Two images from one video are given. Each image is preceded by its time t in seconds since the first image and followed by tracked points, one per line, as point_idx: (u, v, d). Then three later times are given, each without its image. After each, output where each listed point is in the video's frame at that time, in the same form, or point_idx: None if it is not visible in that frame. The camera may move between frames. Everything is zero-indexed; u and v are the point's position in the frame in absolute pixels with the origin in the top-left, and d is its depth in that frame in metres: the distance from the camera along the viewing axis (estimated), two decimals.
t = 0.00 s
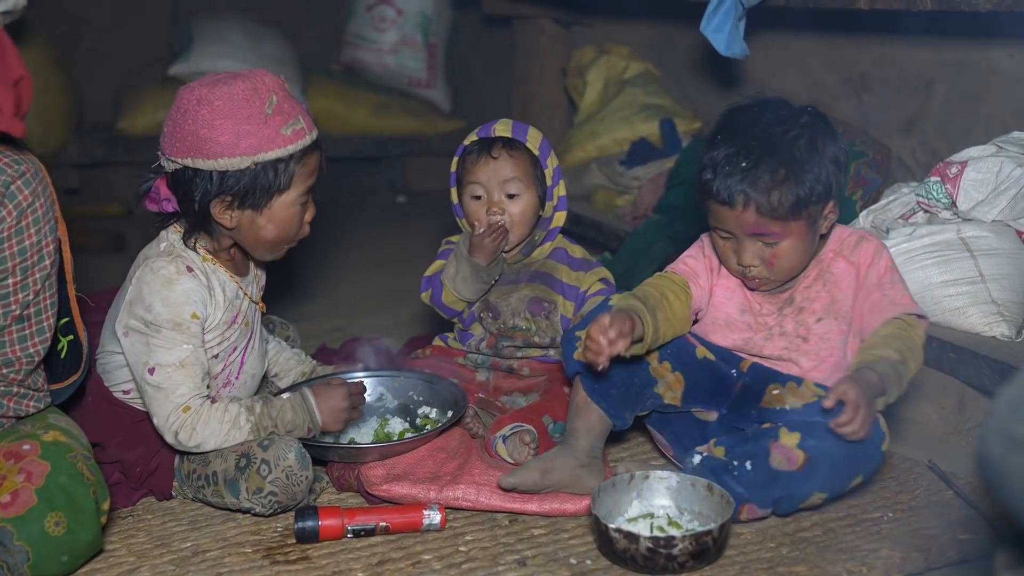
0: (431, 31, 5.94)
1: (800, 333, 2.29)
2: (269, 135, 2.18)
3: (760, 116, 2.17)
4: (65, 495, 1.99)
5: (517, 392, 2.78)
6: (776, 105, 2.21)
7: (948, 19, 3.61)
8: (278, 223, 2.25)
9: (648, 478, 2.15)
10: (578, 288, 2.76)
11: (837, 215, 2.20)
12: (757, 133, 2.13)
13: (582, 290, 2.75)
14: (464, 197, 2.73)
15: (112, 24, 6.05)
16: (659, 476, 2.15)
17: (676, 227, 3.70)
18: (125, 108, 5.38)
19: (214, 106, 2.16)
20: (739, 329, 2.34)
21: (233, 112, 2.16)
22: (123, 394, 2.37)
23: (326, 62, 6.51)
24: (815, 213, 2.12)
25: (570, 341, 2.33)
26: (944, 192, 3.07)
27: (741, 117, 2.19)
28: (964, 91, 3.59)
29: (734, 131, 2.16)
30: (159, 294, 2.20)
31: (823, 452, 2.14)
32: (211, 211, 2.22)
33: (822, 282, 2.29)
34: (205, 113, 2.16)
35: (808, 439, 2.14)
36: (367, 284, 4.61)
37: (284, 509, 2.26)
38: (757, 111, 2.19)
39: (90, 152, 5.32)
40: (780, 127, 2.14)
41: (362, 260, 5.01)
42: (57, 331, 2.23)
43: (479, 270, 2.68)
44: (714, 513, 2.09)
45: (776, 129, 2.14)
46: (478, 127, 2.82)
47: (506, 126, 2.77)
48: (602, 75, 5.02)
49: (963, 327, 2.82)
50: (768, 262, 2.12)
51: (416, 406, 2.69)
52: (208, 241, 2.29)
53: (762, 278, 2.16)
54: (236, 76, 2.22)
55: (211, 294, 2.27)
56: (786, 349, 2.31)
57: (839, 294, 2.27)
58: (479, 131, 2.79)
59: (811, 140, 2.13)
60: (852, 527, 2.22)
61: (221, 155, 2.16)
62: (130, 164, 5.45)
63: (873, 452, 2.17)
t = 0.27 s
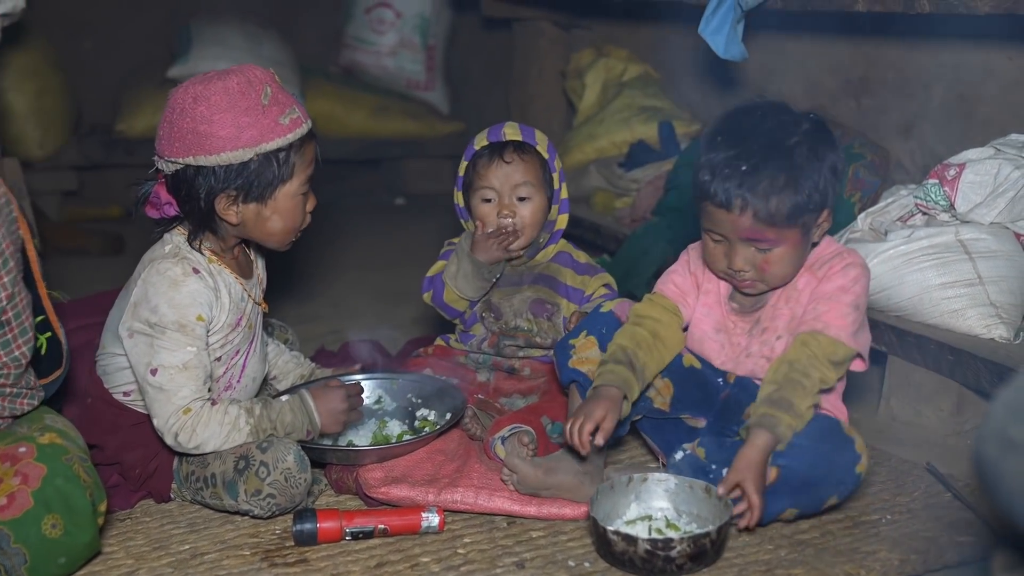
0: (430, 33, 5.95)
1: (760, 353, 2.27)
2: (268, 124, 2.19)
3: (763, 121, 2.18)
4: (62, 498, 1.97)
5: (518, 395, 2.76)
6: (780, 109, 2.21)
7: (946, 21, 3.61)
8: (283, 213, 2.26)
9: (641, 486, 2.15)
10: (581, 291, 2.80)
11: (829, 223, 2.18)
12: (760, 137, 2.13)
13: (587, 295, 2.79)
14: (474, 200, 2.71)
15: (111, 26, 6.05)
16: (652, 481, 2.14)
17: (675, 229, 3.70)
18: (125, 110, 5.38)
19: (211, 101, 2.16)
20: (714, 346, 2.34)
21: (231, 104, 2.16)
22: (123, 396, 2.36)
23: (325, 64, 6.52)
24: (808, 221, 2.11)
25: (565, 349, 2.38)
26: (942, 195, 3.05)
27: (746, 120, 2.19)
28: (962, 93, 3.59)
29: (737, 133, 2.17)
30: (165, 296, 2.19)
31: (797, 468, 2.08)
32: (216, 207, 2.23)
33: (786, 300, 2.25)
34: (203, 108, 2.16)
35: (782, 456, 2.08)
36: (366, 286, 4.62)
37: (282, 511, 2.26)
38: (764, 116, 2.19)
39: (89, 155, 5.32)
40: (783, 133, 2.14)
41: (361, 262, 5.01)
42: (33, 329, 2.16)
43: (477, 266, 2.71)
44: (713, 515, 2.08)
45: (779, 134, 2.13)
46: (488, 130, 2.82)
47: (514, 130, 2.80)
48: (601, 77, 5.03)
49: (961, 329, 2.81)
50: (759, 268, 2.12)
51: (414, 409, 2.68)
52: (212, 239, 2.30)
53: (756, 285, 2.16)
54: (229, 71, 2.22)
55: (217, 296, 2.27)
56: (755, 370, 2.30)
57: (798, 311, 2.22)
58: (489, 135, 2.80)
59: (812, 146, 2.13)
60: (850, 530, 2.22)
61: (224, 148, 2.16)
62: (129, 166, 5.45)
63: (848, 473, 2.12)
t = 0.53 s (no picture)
0: (429, 34, 5.95)
1: (749, 371, 2.21)
2: (266, 122, 2.19)
3: (744, 129, 2.09)
4: (55, 501, 1.97)
5: (515, 396, 2.80)
6: (760, 117, 2.13)
7: (945, 23, 3.61)
8: (283, 211, 2.26)
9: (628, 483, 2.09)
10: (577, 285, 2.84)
11: (827, 227, 2.10)
12: (738, 151, 2.05)
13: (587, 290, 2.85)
14: (476, 208, 2.73)
15: (110, 27, 6.05)
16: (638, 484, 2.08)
17: (673, 230, 3.70)
18: (123, 111, 5.38)
19: (208, 100, 2.16)
20: (708, 350, 2.26)
21: (230, 102, 2.16)
22: (123, 396, 2.35)
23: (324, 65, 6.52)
24: (798, 231, 2.04)
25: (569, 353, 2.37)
26: (940, 196, 3.05)
27: (728, 131, 2.11)
28: (960, 94, 3.59)
29: (716, 145, 2.09)
30: (167, 296, 2.19)
31: (777, 498, 2.04)
32: (215, 206, 2.23)
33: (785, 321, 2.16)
34: (200, 107, 2.16)
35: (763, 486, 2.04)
36: (365, 287, 4.61)
37: (281, 512, 2.26)
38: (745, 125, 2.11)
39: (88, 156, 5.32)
40: (763, 141, 2.05)
41: (360, 263, 5.01)
42: None
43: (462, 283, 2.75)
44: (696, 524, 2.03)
45: (757, 144, 2.05)
46: (481, 135, 2.82)
47: (510, 133, 2.80)
48: (600, 78, 5.03)
49: (960, 331, 2.81)
50: (751, 279, 2.06)
51: (414, 410, 2.69)
52: (213, 238, 2.30)
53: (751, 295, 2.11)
54: (225, 70, 2.23)
55: (219, 297, 2.26)
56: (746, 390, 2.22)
57: (793, 334, 2.14)
58: (484, 143, 2.78)
59: (790, 152, 2.03)
60: (848, 531, 2.21)
61: (223, 146, 2.16)
62: (128, 167, 5.45)
63: (827, 509, 2.08)
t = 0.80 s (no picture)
0: (428, 35, 5.95)
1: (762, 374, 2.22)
2: (269, 124, 2.19)
3: (751, 139, 2.09)
4: (48, 504, 1.95)
5: (514, 396, 2.80)
6: (770, 125, 2.12)
7: (944, 24, 3.61)
8: (285, 213, 2.27)
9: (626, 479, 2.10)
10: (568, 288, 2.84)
11: (840, 235, 2.07)
12: (742, 159, 2.06)
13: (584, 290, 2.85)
14: (477, 213, 2.72)
15: (109, 27, 6.05)
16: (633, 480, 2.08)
17: (672, 231, 3.70)
18: (122, 111, 5.38)
19: (213, 100, 2.16)
20: (723, 344, 2.30)
21: (234, 103, 2.16)
22: (122, 397, 2.35)
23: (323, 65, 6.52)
24: (807, 237, 2.02)
25: (584, 341, 2.28)
26: (939, 197, 3.06)
27: (738, 140, 2.12)
28: (959, 94, 3.59)
29: (728, 155, 2.10)
30: (167, 297, 2.18)
31: (773, 510, 2.03)
32: (218, 206, 2.22)
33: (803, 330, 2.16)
34: (205, 107, 2.16)
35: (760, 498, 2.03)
36: (364, 288, 4.62)
37: (279, 513, 2.26)
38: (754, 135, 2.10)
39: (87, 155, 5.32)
40: (770, 149, 2.05)
41: (360, 263, 5.01)
42: None
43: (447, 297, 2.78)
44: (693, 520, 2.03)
45: (765, 153, 2.05)
46: (484, 137, 2.76)
47: (512, 137, 2.75)
48: (600, 78, 5.03)
49: (960, 332, 2.82)
50: (766, 286, 2.06)
51: (413, 410, 2.69)
52: (214, 239, 2.31)
53: (769, 299, 2.10)
54: (230, 71, 2.23)
55: (218, 299, 2.26)
56: (756, 392, 2.24)
57: (810, 344, 2.14)
58: (485, 150, 2.72)
59: (795, 160, 2.02)
60: (848, 531, 2.22)
61: (227, 146, 2.16)
62: (127, 167, 5.45)
63: (823, 523, 2.05)
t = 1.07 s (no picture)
0: (428, 35, 5.96)
1: (768, 373, 2.22)
2: (268, 124, 2.19)
3: (760, 140, 2.07)
4: (42, 503, 1.94)
5: (512, 395, 2.80)
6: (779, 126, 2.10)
7: (943, 24, 3.62)
8: (283, 215, 2.27)
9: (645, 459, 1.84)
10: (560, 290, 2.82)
11: (844, 235, 2.08)
12: (749, 161, 2.04)
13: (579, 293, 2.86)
14: (470, 212, 2.77)
15: (109, 27, 6.05)
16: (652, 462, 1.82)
17: (672, 231, 3.70)
18: (122, 111, 5.37)
19: (213, 98, 2.16)
20: (727, 345, 2.30)
21: (234, 102, 2.16)
22: (122, 396, 2.35)
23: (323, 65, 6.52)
24: (815, 240, 2.03)
25: (610, 362, 2.18)
26: (939, 197, 3.06)
27: (743, 141, 2.10)
28: (959, 95, 3.59)
29: (733, 155, 2.09)
30: (168, 298, 2.18)
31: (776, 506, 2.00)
32: (215, 204, 2.22)
33: (809, 328, 2.16)
34: (205, 105, 2.16)
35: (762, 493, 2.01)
36: (364, 287, 4.62)
37: (279, 513, 2.26)
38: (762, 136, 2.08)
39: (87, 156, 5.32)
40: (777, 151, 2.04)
41: (359, 263, 5.00)
42: None
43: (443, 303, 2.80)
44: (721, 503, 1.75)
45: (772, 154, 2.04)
46: (481, 137, 2.82)
47: (507, 138, 2.78)
48: (600, 78, 5.03)
49: (960, 333, 2.81)
50: (772, 285, 2.06)
51: (412, 410, 2.69)
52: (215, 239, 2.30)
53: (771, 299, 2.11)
54: (233, 70, 2.23)
55: (219, 300, 2.26)
56: (762, 391, 2.24)
57: (818, 343, 2.14)
58: (478, 149, 2.78)
59: (806, 163, 2.02)
60: (847, 531, 2.21)
61: (225, 145, 2.16)
62: (127, 167, 5.44)
63: (824, 520, 2.05)
